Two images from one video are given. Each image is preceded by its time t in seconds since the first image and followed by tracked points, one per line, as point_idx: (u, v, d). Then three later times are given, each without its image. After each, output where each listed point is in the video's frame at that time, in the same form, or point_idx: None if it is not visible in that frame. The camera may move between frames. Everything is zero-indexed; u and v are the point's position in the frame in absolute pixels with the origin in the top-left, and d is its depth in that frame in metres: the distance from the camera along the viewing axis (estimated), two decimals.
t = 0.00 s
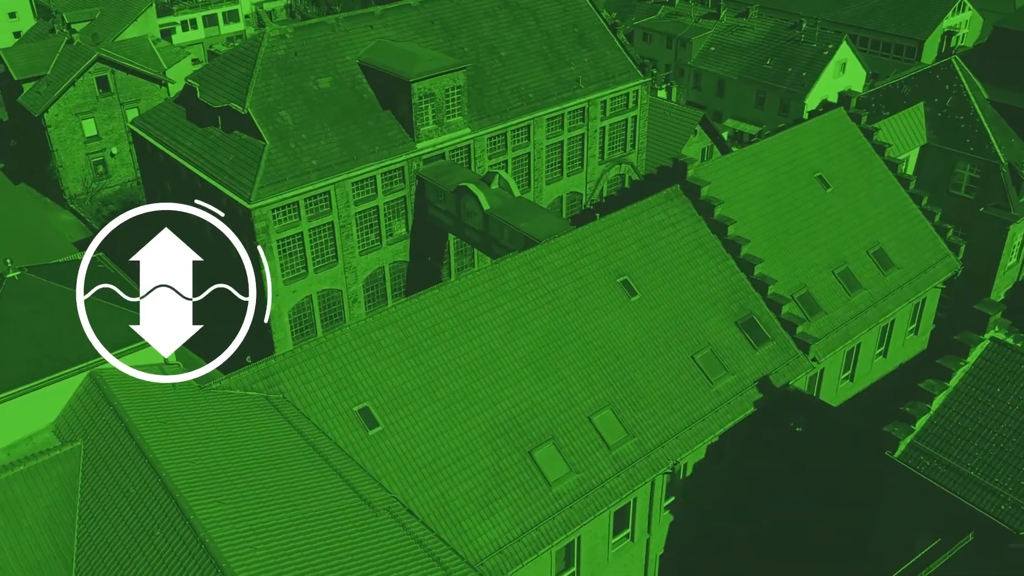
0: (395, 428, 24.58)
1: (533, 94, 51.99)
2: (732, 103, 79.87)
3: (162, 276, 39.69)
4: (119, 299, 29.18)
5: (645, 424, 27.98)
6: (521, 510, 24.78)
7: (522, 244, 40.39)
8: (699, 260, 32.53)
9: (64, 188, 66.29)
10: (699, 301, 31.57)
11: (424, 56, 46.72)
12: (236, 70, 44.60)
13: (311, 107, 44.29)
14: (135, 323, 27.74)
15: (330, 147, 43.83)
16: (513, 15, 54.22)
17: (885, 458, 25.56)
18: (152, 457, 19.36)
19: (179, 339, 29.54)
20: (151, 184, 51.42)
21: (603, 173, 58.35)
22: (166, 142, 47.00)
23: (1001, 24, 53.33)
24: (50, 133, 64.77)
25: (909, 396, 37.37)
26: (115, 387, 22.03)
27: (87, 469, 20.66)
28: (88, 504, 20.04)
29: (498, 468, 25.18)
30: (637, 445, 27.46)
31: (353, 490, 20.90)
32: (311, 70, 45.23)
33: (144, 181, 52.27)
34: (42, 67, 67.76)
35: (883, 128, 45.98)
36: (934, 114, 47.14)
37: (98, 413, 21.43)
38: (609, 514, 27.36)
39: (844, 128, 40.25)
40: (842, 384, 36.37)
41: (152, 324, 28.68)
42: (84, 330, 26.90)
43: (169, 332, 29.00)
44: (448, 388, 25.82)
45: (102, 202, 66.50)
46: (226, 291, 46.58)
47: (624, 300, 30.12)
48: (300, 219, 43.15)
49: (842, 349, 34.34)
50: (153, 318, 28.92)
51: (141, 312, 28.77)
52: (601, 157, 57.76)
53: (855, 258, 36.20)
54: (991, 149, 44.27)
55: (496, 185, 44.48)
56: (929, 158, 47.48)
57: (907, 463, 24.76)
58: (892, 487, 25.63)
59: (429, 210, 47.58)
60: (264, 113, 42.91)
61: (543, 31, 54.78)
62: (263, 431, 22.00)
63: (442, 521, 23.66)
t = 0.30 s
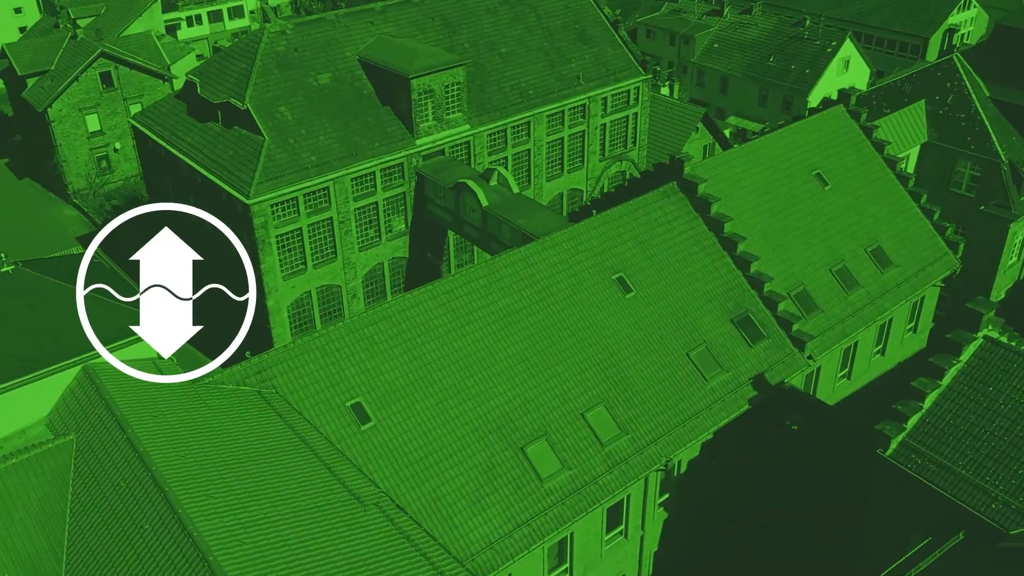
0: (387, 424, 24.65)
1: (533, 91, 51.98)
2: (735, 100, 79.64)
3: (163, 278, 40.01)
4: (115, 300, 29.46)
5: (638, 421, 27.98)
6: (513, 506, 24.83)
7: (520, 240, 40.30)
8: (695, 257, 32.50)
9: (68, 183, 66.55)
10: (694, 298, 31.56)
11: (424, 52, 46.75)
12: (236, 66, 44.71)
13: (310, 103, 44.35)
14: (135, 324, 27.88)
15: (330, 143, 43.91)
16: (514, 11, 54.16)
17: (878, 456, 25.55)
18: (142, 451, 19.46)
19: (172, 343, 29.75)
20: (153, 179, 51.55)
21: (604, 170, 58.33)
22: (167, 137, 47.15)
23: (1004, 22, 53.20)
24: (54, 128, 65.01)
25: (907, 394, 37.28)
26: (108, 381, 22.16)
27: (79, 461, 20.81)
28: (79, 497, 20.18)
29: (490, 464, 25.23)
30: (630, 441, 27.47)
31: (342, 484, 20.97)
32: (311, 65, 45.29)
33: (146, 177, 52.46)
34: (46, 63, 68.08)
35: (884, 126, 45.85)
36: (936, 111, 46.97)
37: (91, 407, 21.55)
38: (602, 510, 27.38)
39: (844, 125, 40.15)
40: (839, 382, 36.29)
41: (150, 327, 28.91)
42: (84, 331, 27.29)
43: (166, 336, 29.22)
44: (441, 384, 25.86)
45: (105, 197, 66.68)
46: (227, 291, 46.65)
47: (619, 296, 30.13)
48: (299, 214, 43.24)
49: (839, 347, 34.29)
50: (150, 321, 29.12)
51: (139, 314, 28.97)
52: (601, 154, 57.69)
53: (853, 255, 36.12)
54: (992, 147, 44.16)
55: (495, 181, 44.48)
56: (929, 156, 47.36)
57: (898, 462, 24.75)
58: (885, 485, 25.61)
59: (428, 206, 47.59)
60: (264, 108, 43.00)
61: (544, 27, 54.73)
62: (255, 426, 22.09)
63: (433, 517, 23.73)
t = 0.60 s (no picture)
0: (381, 422, 24.70)
1: (534, 91, 51.99)
2: (738, 100, 79.47)
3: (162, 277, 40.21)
4: (117, 300, 29.88)
5: (632, 421, 27.95)
6: (506, 505, 24.84)
7: (518, 240, 40.15)
8: (692, 257, 32.47)
9: (71, 181, 66.82)
10: (691, 298, 31.54)
11: (424, 52, 46.81)
12: (236, 65, 44.83)
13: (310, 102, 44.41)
14: (134, 325, 28.44)
15: (329, 142, 43.98)
16: (515, 11, 54.15)
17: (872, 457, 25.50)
18: (134, 448, 19.52)
19: (160, 351, 30.07)
20: (154, 178, 51.70)
21: (605, 170, 58.34)
22: (168, 136, 47.30)
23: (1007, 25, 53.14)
24: (58, 127, 65.27)
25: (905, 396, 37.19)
26: (101, 377, 22.25)
27: (72, 458, 20.89)
28: (71, 494, 20.28)
29: (483, 462, 25.25)
30: (624, 441, 27.46)
31: (334, 482, 21.05)
32: (311, 65, 45.36)
33: (148, 177, 52.62)
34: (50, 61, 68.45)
35: (884, 127, 45.78)
36: (937, 112, 46.90)
37: (85, 403, 21.61)
38: (596, 509, 27.38)
39: (844, 125, 40.09)
40: (837, 383, 36.19)
41: (147, 329, 29.36)
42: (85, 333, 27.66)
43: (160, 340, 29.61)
44: (435, 382, 25.90)
45: (108, 196, 66.87)
46: (226, 292, 46.71)
47: (615, 296, 30.12)
48: (298, 213, 43.35)
49: (836, 348, 34.23)
50: (149, 323, 29.63)
51: (140, 314, 29.54)
52: (602, 154, 57.68)
53: (850, 256, 36.04)
54: (992, 149, 44.05)
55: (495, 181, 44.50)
56: (930, 157, 47.23)
57: (891, 463, 24.72)
58: (879, 486, 25.56)
59: (428, 206, 47.56)
60: (264, 107, 43.10)
61: (545, 27, 54.72)
62: (247, 425, 22.15)
63: (426, 516, 23.76)
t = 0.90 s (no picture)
0: (374, 420, 24.76)
1: (535, 91, 52.01)
2: (741, 101, 79.35)
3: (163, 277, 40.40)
4: (118, 299, 29.93)
5: (626, 420, 27.94)
6: (498, 504, 24.84)
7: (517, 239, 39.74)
8: (688, 258, 32.45)
9: (75, 179, 67.10)
10: (687, 298, 31.52)
11: (424, 52, 46.89)
12: (237, 64, 44.94)
13: (310, 101, 44.51)
14: (134, 324, 28.86)
15: (329, 141, 44.09)
16: (516, 11, 54.15)
17: (863, 458, 25.50)
18: (125, 444, 19.62)
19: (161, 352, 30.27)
20: (156, 176, 51.85)
21: (606, 169, 58.36)
22: (169, 134, 47.46)
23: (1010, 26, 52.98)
24: (62, 125, 65.55)
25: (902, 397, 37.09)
26: (94, 374, 22.36)
27: (64, 455, 21.01)
28: (63, 490, 20.39)
29: (476, 460, 25.26)
30: (617, 440, 27.46)
31: (324, 480, 21.10)
32: (312, 64, 45.46)
33: (150, 175, 52.77)
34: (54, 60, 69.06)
35: (884, 128, 45.76)
36: (938, 113, 46.83)
37: (78, 400, 21.70)
38: (590, 508, 27.38)
39: (843, 126, 40.02)
40: (834, 384, 36.11)
41: (148, 327, 29.64)
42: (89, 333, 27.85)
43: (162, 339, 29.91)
44: (427, 382, 25.88)
45: (111, 194, 67.09)
46: (226, 291, 46.61)
47: (610, 296, 30.12)
48: (297, 212, 43.52)
49: (833, 349, 34.16)
50: (151, 320, 29.93)
51: (142, 311, 29.83)
52: (604, 153, 57.70)
53: (848, 257, 35.97)
54: (993, 150, 43.95)
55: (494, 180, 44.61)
56: (931, 158, 47.12)
57: (883, 464, 24.69)
58: (872, 487, 25.50)
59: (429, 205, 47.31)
60: (264, 106, 43.19)
61: (547, 27, 54.72)
62: (239, 423, 22.24)
63: (417, 514, 23.78)
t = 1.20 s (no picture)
0: (368, 418, 24.81)
1: (535, 90, 52.03)
2: (744, 101, 79.24)
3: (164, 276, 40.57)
4: (115, 298, 30.02)
5: (621, 420, 27.94)
6: (491, 502, 24.88)
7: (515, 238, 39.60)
8: (685, 258, 32.42)
9: (78, 177, 67.27)
10: (683, 298, 31.51)
11: (424, 51, 46.93)
12: (238, 63, 45.03)
13: (310, 100, 44.59)
14: (135, 323, 29.32)
15: (329, 140, 44.19)
16: (517, 10, 54.14)
17: (856, 458, 25.55)
18: (118, 440, 19.72)
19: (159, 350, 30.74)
20: (158, 175, 51.98)
21: (607, 169, 58.37)
22: (170, 133, 47.59)
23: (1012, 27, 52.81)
24: (65, 123, 65.72)
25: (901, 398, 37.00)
26: (88, 370, 22.46)
27: (57, 451, 21.11)
28: (55, 486, 20.49)
29: (469, 459, 25.28)
30: (612, 440, 27.46)
31: (316, 478, 21.16)
32: (311, 62, 45.52)
33: (152, 174, 52.92)
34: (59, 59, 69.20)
35: (883, 128, 45.71)
36: (938, 114, 46.76)
37: (71, 397, 21.79)
38: (584, 507, 27.38)
39: (842, 126, 39.95)
40: (832, 384, 36.03)
41: (148, 325, 30.04)
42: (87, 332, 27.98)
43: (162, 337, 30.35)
44: (422, 381, 25.89)
45: (115, 192, 67.26)
46: (226, 291, 46.63)
47: (606, 295, 30.10)
48: (296, 210, 43.65)
49: (831, 349, 34.12)
50: (151, 318, 30.33)
51: (143, 308, 30.15)
52: (604, 153, 57.71)
53: (847, 258, 35.90)
54: (993, 151, 43.88)
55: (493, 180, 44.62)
56: (932, 158, 47.01)
57: (876, 465, 24.71)
58: (866, 489, 25.50)
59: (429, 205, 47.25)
60: (264, 105, 43.25)
61: (548, 26, 54.70)
62: (233, 421, 22.32)
63: (410, 513, 23.80)
